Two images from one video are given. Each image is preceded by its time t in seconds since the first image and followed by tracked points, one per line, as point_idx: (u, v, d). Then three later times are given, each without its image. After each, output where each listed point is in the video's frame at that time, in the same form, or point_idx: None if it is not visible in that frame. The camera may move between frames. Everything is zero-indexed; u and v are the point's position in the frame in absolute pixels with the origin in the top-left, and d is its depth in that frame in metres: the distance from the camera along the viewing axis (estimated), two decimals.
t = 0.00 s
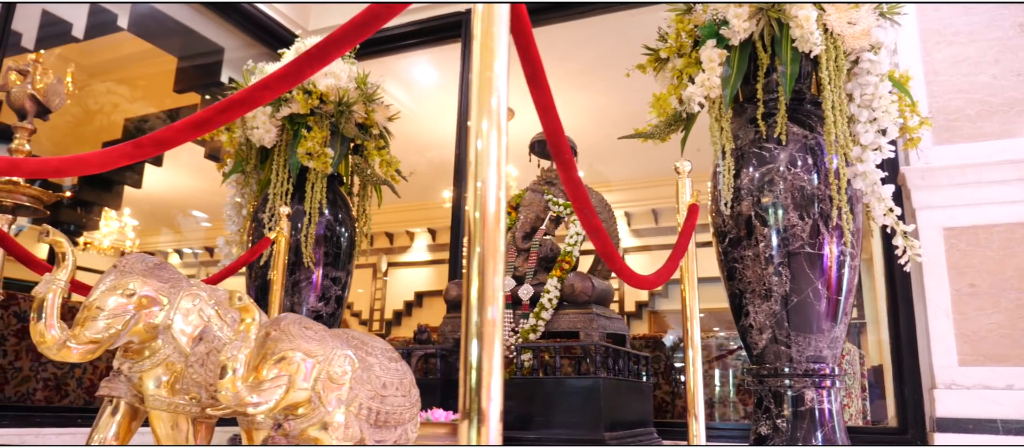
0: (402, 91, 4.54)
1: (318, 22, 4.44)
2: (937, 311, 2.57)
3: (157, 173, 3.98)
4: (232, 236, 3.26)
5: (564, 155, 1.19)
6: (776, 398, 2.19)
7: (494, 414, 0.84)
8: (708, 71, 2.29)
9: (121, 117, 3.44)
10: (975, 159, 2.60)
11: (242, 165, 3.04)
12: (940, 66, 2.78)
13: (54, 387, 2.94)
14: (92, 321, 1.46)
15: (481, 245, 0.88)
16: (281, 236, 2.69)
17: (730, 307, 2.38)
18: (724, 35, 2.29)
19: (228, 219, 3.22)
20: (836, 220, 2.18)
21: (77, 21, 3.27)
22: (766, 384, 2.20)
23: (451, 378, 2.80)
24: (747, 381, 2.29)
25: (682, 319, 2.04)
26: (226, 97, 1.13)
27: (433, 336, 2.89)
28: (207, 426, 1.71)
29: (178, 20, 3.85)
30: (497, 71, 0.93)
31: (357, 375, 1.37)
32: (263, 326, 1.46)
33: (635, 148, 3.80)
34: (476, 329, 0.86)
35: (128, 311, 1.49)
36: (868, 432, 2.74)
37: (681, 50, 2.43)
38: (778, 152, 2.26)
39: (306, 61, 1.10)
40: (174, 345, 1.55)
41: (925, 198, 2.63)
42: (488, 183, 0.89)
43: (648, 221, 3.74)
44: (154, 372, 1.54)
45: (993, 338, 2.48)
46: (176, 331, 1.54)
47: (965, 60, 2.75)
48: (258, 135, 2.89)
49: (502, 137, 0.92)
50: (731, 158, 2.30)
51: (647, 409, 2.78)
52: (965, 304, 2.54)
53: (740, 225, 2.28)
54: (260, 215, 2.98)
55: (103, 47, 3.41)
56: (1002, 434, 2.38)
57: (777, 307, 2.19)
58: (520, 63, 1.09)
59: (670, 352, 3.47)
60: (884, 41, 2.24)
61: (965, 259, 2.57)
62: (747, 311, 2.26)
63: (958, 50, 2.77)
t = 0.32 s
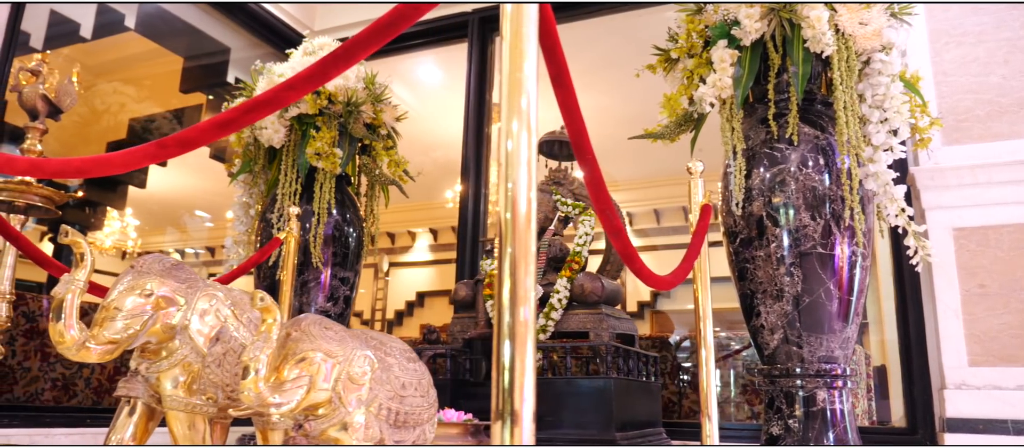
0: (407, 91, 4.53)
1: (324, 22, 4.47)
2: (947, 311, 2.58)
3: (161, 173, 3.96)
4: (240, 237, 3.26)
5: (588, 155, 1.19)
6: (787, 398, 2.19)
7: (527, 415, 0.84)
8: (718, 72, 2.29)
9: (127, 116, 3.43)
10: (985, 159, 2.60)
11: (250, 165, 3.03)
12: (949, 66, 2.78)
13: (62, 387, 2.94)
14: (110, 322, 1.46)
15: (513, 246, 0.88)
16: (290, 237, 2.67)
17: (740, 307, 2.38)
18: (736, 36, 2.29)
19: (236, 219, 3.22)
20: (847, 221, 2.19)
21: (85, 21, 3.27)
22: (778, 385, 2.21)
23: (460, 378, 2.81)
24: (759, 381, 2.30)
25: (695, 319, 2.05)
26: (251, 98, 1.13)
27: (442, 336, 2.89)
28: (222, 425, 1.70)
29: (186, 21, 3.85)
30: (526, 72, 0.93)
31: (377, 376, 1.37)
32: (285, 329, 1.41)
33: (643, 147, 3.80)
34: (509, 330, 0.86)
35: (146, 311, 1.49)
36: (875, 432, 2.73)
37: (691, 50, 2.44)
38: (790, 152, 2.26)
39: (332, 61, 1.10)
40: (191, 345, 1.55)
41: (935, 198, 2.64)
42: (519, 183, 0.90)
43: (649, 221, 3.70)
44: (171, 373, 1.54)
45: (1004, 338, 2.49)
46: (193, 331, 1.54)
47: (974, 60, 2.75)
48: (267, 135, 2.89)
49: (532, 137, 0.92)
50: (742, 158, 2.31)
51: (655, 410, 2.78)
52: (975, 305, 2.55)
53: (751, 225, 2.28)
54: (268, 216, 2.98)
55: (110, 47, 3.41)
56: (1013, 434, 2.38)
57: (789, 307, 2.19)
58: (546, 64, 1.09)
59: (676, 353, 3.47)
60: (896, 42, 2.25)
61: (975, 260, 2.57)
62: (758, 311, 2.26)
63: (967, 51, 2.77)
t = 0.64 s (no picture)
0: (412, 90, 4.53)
1: (330, 21, 4.46)
2: (957, 312, 2.58)
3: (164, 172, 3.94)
4: (248, 236, 3.26)
5: (612, 157, 1.19)
6: (800, 398, 2.19)
7: (561, 416, 0.84)
8: (730, 72, 2.30)
9: (135, 116, 3.43)
10: (995, 159, 2.60)
11: (259, 165, 3.03)
12: (959, 67, 2.78)
13: (71, 387, 2.94)
14: (130, 322, 1.46)
15: (546, 246, 0.88)
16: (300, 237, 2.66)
17: (752, 308, 2.38)
18: (747, 36, 2.30)
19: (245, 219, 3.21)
20: (860, 221, 2.19)
21: (93, 21, 3.27)
22: (790, 385, 2.21)
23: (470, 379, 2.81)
24: (770, 381, 2.30)
25: (709, 320, 2.04)
26: (277, 98, 1.13)
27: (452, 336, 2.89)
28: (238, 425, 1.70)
29: (193, 21, 3.84)
30: (557, 73, 0.94)
31: (397, 376, 1.37)
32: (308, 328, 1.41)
33: (650, 147, 3.80)
34: (542, 330, 0.86)
35: (165, 311, 1.49)
36: (884, 432, 2.74)
37: (703, 50, 2.44)
38: (802, 153, 2.26)
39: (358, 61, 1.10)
40: (209, 345, 1.54)
41: (945, 198, 2.64)
42: (551, 184, 0.90)
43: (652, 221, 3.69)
44: (190, 373, 1.54)
45: (1015, 339, 2.49)
46: (211, 331, 1.54)
47: (984, 60, 2.75)
48: (276, 135, 2.89)
49: (563, 137, 0.92)
50: (754, 158, 2.31)
51: (665, 410, 2.78)
52: (985, 305, 2.55)
53: (763, 225, 2.28)
54: (277, 216, 2.97)
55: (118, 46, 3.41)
56: None
57: (801, 308, 2.19)
58: (572, 65, 1.09)
59: (685, 354, 3.46)
60: (908, 42, 2.25)
61: (985, 260, 2.57)
62: (770, 312, 2.26)
63: (977, 51, 2.77)
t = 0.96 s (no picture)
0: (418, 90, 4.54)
1: (337, 21, 4.46)
2: (968, 312, 2.58)
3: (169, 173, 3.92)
4: (257, 236, 3.26)
5: (636, 157, 1.19)
6: (813, 399, 2.19)
7: (597, 415, 0.84)
8: (743, 72, 2.30)
9: (142, 116, 3.43)
10: (1005, 159, 2.60)
11: (268, 164, 3.04)
12: (969, 67, 2.79)
13: (80, 387, 2.93)
14: (149, 322, 1.47)
15: (579, 247, 0.88)
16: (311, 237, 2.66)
17: (763, 308, 2.38)
18: (760, 36, 2.30)
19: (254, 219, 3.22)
20: (873, 221, 2.19)
21: (102, 20, 3.26)
22: (803, 385, 2.21)
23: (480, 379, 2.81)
24: (783, 382, 2.30)
25: (722, 320, 2.04)
26: (303, 98, 1.13)
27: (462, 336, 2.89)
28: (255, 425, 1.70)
29: (201, 21, 3.84)
30: (589, 73, 0.94)
31: (419, 376, 1.37)
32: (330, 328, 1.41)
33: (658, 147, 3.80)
34: (577, 330, 0.86)
35: (184, 311, 1.49)
36: (894, 432, 2.74)
37: (715, 51, 2.44)
38: (814, 153, 2.26)
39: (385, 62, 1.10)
40: (227, 346, 1.54)
41: (956, 199, 2.65)
42: (584, 184, 0.90)
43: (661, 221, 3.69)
44: (208, 373, 1.53)
45: None
46: (230, 332, 1.54)
47: (994, 61, 2.76)
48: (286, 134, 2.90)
49: (595, 137, 0.92)
50: (766, 159, 2.31)
51: (675, 410, 2.78)
52: (997, 305, 2.55)
53: (776, 225, 2.29)
54: (286, 216, 2.97)
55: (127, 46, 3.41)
56: None
57: (814, 308, 2.19)
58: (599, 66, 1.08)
59: (692, 353, 3.47)
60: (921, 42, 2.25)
61: (996, 260, 2.58)
62: (783, 312, 2.26)
63: (988, 51, 2.78)
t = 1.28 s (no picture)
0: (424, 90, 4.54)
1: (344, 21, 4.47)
2: (979, 311, 2.58)
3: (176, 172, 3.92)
4: (266, 236, 3.26)
5: (662, 158, 1.19)
6: (826, 398, 2.19)
7: (633, 416, 0.84)
8: (755, 72, 2.30)
9: (150, 116, 3.44)
10: (1016, 159, 2.61)
11: (277, 164, 3.03)
12: (979, 67, 2.79)
13: (90, 387, 2.93)
14: (170, 323, 1.47)
15: (613, 246, 0.89)
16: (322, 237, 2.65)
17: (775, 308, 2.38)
18: (773, 36, 2.30)
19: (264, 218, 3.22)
20: (886, 221, 2.19)
21: (111, 21, 3.27)
22: (816, 385, 2.21)
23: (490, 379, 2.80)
24: (795, 382, 2.30)
25: (736, 320, 2.05)
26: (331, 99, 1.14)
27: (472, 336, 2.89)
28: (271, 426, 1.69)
29: (209, 21, 3.84)
30: (621, 73, 0.94)
31: (440, 377, 1.37)
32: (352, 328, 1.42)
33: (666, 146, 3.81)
34: (612, 330, 0.86)
35: (204, 312, 1.50)
36: (904, 432, 2.74)
37: (726, 51, 2.44)
38: (827, 153, 2.27)
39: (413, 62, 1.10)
40: (247, 346, 1.54)
41: (967, 198, 2.66)
42: (617, 184, 0.90)
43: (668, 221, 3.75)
44: (228, 374, 1.53)
45: None
46: (249, 332, 1.54)
47: (1004, 61, 2.76)
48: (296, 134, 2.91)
49: (628, 136, 0.93)
50: (779, 159, 2.31)
51: (685, 409, 2.77)
52: (1008, 305, 2.55)
53: (788, 225, 2.29)
54: (296, 216, 2.97)
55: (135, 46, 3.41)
56: None
57: (827, 308, 2.19)
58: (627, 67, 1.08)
59: (700, 352, 3.46)
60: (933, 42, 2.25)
61: (1008, 260, 2.58)
62: (796, 312, 2.26)
63: (998, 51, 2.78)
